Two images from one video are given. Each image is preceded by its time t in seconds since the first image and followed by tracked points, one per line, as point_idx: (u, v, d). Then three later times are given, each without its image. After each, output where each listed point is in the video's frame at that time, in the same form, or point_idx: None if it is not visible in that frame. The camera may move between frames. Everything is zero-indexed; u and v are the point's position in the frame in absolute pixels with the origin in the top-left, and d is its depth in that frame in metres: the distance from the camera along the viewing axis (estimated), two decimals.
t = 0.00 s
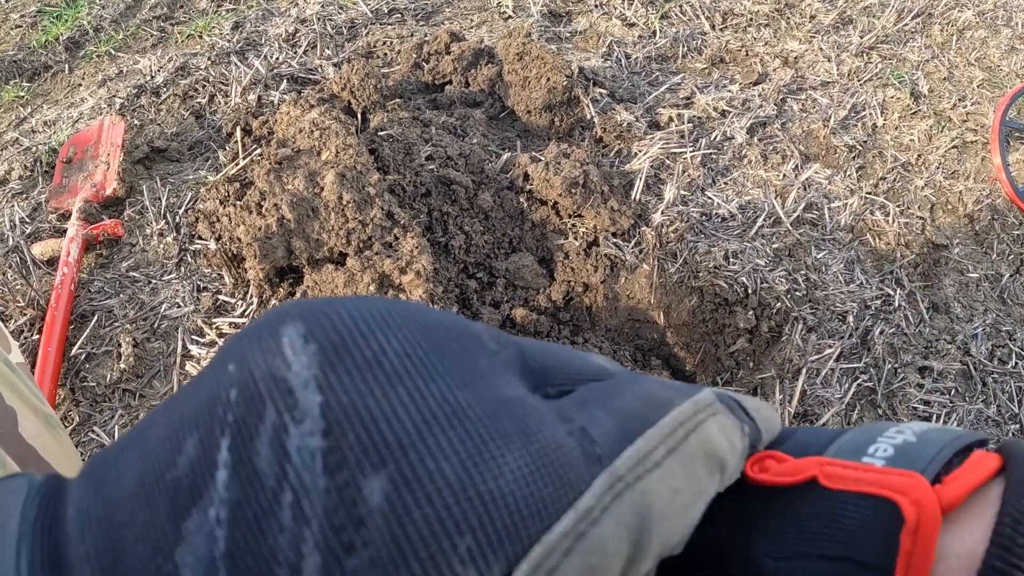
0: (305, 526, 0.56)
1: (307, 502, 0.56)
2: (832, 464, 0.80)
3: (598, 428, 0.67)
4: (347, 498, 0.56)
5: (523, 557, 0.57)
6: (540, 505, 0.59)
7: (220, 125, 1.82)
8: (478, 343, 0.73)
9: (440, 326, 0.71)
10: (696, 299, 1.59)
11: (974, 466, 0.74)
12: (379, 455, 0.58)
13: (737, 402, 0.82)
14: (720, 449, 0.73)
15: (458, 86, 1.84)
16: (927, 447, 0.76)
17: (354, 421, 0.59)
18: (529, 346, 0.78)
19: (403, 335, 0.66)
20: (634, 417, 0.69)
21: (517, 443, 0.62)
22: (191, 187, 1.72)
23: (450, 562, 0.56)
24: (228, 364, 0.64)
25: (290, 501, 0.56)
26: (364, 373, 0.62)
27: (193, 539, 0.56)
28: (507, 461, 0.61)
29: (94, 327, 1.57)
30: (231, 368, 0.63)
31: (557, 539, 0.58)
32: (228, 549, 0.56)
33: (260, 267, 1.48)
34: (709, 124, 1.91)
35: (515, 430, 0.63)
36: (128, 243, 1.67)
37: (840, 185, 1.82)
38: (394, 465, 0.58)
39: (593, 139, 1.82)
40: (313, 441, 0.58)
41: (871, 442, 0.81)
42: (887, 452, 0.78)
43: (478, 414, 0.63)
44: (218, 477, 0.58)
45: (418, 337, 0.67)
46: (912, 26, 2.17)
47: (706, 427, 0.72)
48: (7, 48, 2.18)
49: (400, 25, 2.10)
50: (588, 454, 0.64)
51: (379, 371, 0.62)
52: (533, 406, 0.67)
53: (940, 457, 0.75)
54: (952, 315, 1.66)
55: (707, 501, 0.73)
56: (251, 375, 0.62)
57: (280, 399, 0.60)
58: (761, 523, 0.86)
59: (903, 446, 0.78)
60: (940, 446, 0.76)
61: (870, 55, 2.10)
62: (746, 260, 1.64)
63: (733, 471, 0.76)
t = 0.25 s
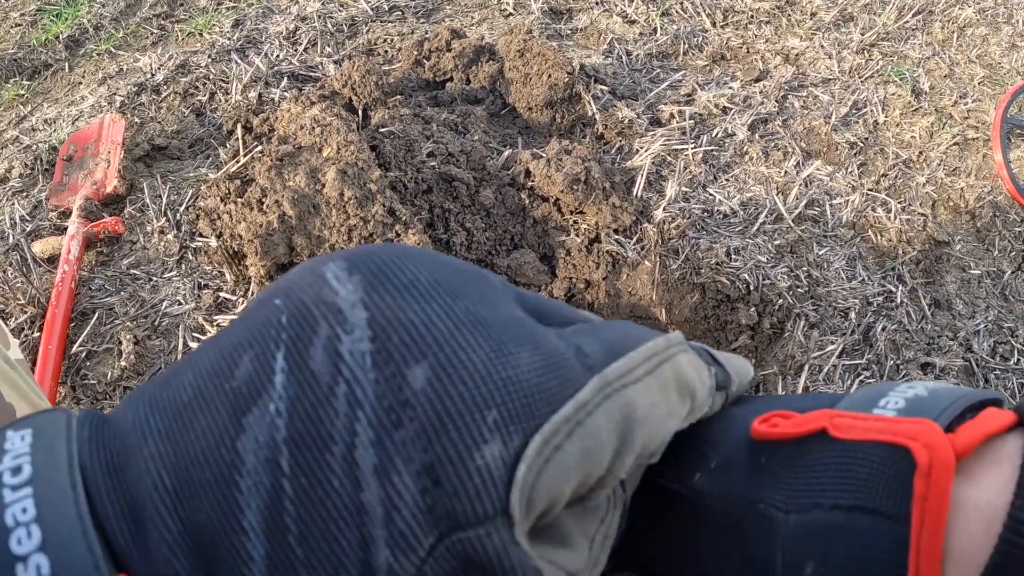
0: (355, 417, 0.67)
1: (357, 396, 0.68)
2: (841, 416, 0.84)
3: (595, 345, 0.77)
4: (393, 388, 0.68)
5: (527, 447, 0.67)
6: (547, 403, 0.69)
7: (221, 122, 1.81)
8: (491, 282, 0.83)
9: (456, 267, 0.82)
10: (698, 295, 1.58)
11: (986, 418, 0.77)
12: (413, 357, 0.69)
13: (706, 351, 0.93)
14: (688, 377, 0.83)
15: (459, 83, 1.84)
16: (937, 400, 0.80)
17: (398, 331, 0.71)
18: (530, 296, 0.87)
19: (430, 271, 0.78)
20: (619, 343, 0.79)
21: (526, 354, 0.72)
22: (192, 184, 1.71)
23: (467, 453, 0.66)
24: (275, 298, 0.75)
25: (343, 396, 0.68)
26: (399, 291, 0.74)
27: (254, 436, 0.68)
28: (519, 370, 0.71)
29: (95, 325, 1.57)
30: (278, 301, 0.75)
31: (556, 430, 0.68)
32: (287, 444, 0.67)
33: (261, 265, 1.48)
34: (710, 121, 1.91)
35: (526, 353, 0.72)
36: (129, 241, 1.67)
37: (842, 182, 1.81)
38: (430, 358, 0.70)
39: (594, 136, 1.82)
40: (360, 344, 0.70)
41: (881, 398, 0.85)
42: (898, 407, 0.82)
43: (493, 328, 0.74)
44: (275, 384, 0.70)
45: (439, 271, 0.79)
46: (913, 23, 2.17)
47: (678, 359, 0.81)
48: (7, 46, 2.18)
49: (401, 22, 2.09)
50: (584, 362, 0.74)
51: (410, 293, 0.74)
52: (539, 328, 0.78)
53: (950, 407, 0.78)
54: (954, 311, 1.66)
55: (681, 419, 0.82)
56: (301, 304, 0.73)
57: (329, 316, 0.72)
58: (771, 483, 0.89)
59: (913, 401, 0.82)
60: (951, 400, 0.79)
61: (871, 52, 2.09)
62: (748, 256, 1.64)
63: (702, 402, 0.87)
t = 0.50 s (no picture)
0: (268, 510, 0.54)
1: (263, 486, 0.55)
2: (816, 382, 0.86)
3: (586, 377, 0.65)
4: (306, 478, 0.55)
5: (494, 541, 0.55)
6: (517, 484, 0.57)
7: (222, 121, 1.81)
8: (456, 294, 0.72)
9: (414, 276, 0.69)
10: (700, 293, 1.58)
11: (951, 388, 0.80)
12: (334, 433, 0.56)
13: (743, 336, 0.83)
14: (725, 385, 0.72)
15: (460, 81, 1.83)
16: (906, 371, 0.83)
17: (310, 396, 0.57)
18: (511, 294, 0.77)
19: (364, 290, 0.64)
20: (624, 361, 0.67)
21: (485, 400, 0.60)
22: (192, 183, 1.71)
23: (417, 540, 0.55)
24: (184, 345, 0.62)
25: (247, 486, 0.55)
26: (313, 337, 0.59)
27: (162, 532, 0.56)
28: (480, 431, 0.58)
29: (96, 324, 1.57)
30: (187, 347, 0.62)
31: (537, 513, 0.57)
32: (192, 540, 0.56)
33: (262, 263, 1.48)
34: (711, 119, 1.90)
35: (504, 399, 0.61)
36: (129, 240, 1.67)
37: (844, 180, 1.81)
38: (369, 431, 0.56)
39: (595, 134, 1.82)
40: (266, 419, 0.56)
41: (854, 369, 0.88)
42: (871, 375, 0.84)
43: (448, 361, 0.62)
44: (179, 467, 0.57)
45: (380, 289, 0.65)
46: (914, 21, 2.16)
47: (707, 365, 0.71)
48: (7, 46, 2.18)
49: (401, 21, 2.09)
50: (572, 406, 0.62)
51: (332, 338, 0.59)
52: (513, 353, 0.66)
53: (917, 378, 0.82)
54: (956, 310, 1.65)
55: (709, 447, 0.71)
56: (202, 352, 0.60)
57: (228, 375, 0.58)
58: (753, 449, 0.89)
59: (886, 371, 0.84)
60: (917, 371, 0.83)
61: (872, 50, 2.09)
62: (749, 254, 1.64)
63: (741, 411, 0.76)
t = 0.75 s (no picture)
0: (264, 452, 0.56)
1: (263, 432, 0.57)
2: (834, 389, 0.83)
3: (576, 337, 0.66)
4: (304, 423, 0.57)
5: (482, 490, 0.56)
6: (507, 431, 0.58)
7: (221, 121, 1.81)
8: (450, 260, 0.73)
9: (410, 242, 0.71)
10: (699, 292, 1.58)
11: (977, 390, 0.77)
12: (333, 375, 0.58)
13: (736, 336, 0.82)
14: (714, 363, 0.71)
15: (459, 81, 1.83)
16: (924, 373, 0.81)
17: (311, 341, 0.59)
18: (505, 266, 0.78)
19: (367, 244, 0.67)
20: (614, 326, 0.68)
21: (481, 346, 0.62)
22: (192, 183, 1.71)
23: (411, 479, 0.56)
24: (194, 305, 0.64)
25: (249, 430, 0.57)
26: (317, 292, 0.61)
27: (163, 479, 0.58)
28: (473, 374, 0.60)
29: (96, 323, 1.57)
30: (197, 305, 0.64)
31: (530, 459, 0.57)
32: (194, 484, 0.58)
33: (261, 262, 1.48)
34: (711, 118, 1.90)
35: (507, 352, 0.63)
36: (129, 240, 1.67)
37: (843, 179, 1.81)
38: (346, 386, 0.58)
39: (594, 133, 1.81)
40: (268, 367, 0.58)
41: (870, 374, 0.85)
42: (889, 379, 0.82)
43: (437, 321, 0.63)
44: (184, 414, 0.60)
45: (379, 251, 0.67)
46: (914, 20, 2.16)
47: (697, 341, 0.70)
48: (7, 46, 2.18)
49: (401, 21, 2.09)
50: (562, 365, 0.63)
51: (331, 294, 0.61)
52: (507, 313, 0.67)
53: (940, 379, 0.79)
54: (955, 308, 1.65)
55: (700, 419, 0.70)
56: (210, 310, 0.62)
57: (235, 328, 0.60)
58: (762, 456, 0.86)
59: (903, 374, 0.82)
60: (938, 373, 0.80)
61: (871, 49, 2.09)
62: (749, 253, 1.64)
63: (731, 391, 0.75)
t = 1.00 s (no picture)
0: (288, 370, 0.61)
1: (290, 349, 0.61)
2: (883, 335, 0.79)
3: (594, 258, 0.69)
4: (330, 329, 0.61)
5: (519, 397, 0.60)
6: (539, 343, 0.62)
7: (221, 119, 1.80)
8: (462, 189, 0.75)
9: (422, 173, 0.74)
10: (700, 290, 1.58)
11: None
12: (359, 283, 0.62)
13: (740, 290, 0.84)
14: (716, 292, 0.74)
15: (460, 79, 1.82)
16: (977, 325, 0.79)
17: (333, 257, 0.63)
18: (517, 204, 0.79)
19: (379, 180, 0.70)
20: (623, 252, 0.71)
21: (504, 269, 0.65)
22: (191, 181, 1.71)
23: (440, 408, 0.60)
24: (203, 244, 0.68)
25: (275, 347, 0.61)
26: (335, 216, 0.66)
27: (178, 411, 0.63)
28: (500, 286, 0.64)
29: (94, 323, 1.57)
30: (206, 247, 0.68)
31: (559, 365, 0.61)
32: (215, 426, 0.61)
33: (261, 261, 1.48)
34: (712, 116, 1.90)
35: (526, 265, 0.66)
36: (128, 238, 1.67)
37: (845, 177, 1.80)
38: (375, 292, 0.62)
39: (595, 131, 1.81)
40: (291, 287, 0.62)
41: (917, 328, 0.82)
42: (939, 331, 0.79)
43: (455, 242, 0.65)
44: (199, 347, 0.63)
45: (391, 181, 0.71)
46: (915, 18, 2.16)
47: (700, 273, 0.73)
48: (6, 45, 2.17)
49: (401, 19, 2.08)
50: (586, 280, 0.66)
51: (347, 221, 0.66)
52: (521, 239, 0.69)
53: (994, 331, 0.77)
54: (957, 306, 1.65)
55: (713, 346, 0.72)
56: (226, 244, 0.66)
57: (257, 256, 0.64)
58: (809, 409, 0.80)
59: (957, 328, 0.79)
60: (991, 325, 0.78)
61: (873, 47, 2.08)
62: (751, 251, 1.64)
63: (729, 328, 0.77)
